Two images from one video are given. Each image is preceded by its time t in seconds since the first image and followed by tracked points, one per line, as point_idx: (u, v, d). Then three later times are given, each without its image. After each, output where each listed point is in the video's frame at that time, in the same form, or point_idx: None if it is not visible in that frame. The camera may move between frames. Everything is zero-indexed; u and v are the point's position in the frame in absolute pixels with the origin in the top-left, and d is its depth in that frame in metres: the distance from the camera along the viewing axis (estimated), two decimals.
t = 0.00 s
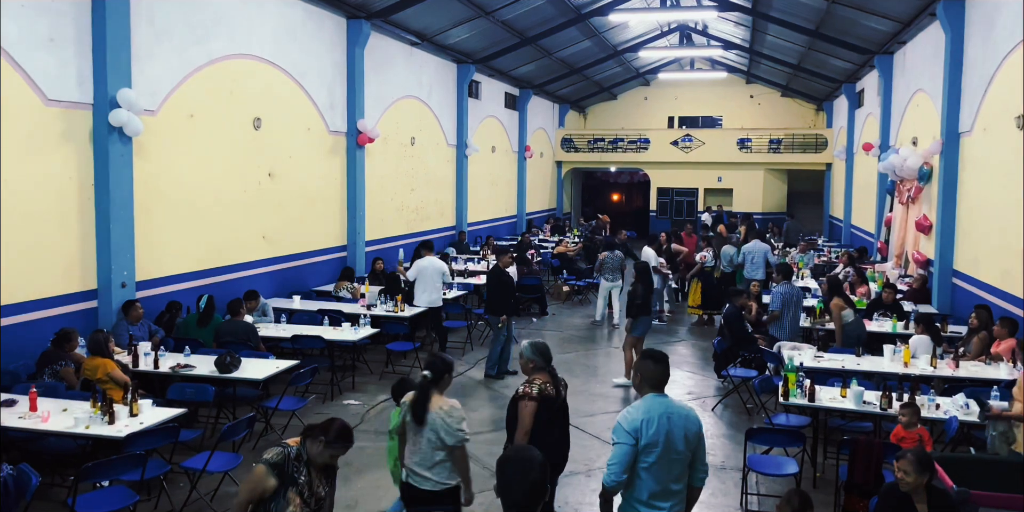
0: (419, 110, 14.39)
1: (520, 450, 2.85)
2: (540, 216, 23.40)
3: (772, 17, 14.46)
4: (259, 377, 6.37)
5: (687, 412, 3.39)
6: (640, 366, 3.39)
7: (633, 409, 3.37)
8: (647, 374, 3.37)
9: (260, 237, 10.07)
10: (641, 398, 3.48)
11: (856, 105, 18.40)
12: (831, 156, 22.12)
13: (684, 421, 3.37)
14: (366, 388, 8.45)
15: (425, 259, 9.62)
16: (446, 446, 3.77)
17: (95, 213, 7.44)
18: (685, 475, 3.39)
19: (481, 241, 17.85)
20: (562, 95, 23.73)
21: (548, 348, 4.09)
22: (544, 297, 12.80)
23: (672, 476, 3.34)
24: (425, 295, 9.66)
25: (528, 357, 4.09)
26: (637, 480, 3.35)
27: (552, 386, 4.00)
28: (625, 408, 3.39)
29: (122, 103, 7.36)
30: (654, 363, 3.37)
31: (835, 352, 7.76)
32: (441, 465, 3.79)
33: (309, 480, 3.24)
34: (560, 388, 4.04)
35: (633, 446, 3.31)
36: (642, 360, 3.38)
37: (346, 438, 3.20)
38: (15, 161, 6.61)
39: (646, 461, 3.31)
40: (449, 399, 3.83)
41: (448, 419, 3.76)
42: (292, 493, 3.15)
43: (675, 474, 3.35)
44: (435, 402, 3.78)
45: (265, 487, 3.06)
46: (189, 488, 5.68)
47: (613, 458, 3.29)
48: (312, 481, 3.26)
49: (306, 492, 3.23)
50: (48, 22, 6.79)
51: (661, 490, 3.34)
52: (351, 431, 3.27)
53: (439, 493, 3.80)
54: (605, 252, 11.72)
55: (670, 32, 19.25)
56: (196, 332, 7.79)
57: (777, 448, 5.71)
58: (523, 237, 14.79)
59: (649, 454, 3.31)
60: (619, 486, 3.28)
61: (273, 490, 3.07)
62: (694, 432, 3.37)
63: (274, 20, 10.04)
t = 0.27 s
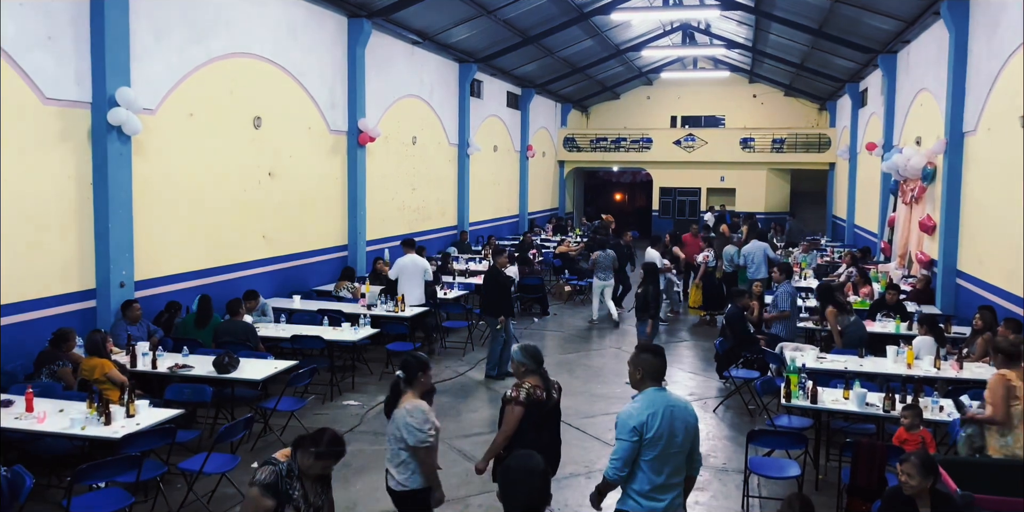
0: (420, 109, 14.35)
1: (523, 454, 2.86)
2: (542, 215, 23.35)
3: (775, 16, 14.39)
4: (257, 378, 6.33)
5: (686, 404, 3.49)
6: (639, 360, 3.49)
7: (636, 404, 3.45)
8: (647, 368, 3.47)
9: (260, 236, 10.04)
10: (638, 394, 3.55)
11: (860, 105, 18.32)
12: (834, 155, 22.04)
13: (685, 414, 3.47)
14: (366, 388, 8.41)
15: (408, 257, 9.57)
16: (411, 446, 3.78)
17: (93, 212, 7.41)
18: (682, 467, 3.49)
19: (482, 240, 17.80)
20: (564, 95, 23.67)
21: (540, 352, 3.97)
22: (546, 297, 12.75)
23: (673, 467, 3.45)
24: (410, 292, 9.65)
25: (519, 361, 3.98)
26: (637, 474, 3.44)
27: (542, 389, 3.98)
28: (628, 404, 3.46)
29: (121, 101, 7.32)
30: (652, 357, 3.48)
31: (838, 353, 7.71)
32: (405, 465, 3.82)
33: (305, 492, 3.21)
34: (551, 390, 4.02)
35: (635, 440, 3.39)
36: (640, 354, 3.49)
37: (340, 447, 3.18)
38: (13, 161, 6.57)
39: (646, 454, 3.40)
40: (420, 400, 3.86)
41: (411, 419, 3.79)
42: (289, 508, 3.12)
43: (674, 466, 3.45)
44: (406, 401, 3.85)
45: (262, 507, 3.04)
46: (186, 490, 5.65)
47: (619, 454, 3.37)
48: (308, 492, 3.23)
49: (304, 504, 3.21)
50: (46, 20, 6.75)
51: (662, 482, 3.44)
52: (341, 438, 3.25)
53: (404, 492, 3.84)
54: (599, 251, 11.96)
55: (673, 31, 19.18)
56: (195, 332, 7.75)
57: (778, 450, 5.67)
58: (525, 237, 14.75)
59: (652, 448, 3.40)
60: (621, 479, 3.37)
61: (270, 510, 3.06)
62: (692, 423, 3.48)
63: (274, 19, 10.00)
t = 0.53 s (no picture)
0: (422, 109, 14.33)
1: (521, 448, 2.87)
2: (545, 216, 23.31)
3: (778, 16, 14.36)
4: (257, 379, 6.30)
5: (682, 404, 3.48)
6: (632, 362, 3.49)
7: (635, 406, 3.42)
8: (641, 369, 3.46)
9: (261, 237, 10.02)
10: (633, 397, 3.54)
11: (863, 106, 18.26)
12: (837, 156, 21.98)
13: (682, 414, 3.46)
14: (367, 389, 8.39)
15: (400, 256, 9.64)
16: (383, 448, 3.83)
17: (94, 213, 7.39)
18: (680, 466, 3.48)
19: (484, 241, 17.77)
20: (567, 95, 23.64)
21: (536, 352, 3.99)
22: (547, 298, 12.71)
23: (672, 466, 3.44)
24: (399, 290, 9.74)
25: (517, 362, 4.00)
26: (639, 474, 3.41)
27: (541, 391, 3.96)
28: (626, 406, 3.44)
29: (121, 101, 7.31)
30: (645, 358, 3.49)
31: (841, 355, 7.67)
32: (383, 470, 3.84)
33: (316, 486, 3.15)
34: (549, 392, 4.01)
35: (636, 443, 3.36)
36: (632, 356, 3.49)
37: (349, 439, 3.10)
38: (12, 161, 6.56)
39: (648, 455, 3.38)
40: (400, 403, 3.89)
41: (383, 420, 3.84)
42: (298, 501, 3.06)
43: (673, 466, 3.43)
44: (387, 403, 3.89)
45: (272, 500, 3.01)
46: (186, 492, 5.62)
47: (621, 457, 3.34)
48: (319, 485, 3.17)
49: (314, 498, 3.14)
50: (46, 20, 6.74)
51: (663, 481, 3.42)
52: (352, 431, 3.16)
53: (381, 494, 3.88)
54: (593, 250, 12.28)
55: (675, 32, 19.15)
56: (196, 334, 7.73)
57: (782, 453, 5.63)
58: (526, 237, 14.71)
59: (652, 449, 3.37)
60: (624, 484, 3.33)
61: (280, 502, 3.02)
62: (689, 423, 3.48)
63: (276, 19, 9.98)
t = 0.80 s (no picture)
0: (425, 110, 14.31)
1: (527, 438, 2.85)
2: (548, 217, 23.28)
3: (781, 17, 14.32)
4: (260, 380, 6.29)
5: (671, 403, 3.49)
6: (620, 363, 3.50)
7: (625, 407, 3.41)
8: (630, 369, 3.48)
9: (264, 237, 10.01)
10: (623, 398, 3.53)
11: (867, 107, 18.20)
12: (841, 157, 21.90)
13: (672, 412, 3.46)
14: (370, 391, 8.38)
15: (397, 257, 9.73)
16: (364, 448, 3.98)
17: (97, 213, 7.39)
18: (673, 466, 3.47)
19: (487, 242, 17.75)
20: (570, 96, 23.62)
21: (537, 352, 4.07)
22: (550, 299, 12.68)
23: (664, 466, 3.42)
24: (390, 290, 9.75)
25: (522, 364, 4.05)
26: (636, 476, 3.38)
27: (545, 390, 3.96)
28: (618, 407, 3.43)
29: (124, 102, 7.30)
30: (633, 358, 3.51)
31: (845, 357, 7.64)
32: (365, 471, 3.96)
33: (329, 487, 3.19)
34: (551, 389, 4.02)
35: (632, 443, 3.34)
36: (621, 357, 3.51)
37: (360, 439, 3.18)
38: (15, 161, 6.55)
39: (642, 456, 3.36)
40: (382, 406, 4.03)
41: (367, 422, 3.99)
42: (312, 502, 3.08)
43: (665, 464, 3.42)
44: (371, 405, 4.04)
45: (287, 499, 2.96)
46: (189, 494, 5.60)
47: (615, 460, 3.32)
48: (332, 486, 3.21)
49: (327, 499, 3.17)
50: (49, 20, 6.74)
51: (656, 482, 3.40)
52: (362, 433, 3.24)
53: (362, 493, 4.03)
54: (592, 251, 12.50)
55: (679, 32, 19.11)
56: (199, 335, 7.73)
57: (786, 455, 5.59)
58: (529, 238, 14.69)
59: (644, 449, 3.36)
60: (627, 486, 3.30)
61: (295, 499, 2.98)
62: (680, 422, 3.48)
63: (279, 19, 9.97)
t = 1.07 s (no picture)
0: (429, 110, 14.32)
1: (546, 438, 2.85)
2: (551, 217, 23.27)
3: (786, 16, 14.29)
4: (263, 379, 6.30)
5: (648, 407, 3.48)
6: (600, 364, 3.50)
7: (603, 408, 3.39)
8: (609, 370, 3.48)
9: (268, 237, 10.03)
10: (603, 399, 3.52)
11: (872, 107, 18.15)
12: (845, 157, 21.84)
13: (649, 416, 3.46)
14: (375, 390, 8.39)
15: (387, 256, 9.62)
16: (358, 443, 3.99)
17: (101, 213, 7.40)
18: (646, 470, 3.46)
19: (491, 242, 17.75)
20: (574, 96, 23.61)
21: (533, 354, 4.08)
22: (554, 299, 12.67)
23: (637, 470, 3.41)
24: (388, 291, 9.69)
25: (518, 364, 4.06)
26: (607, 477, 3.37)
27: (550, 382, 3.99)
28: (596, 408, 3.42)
29: (128, 102, 7.32)
30: (613, 359, 3.51)
31: (849, 357, 7.62)
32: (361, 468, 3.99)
33: (319, 489, 3.09)
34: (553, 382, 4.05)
35: (608, 445, 3.33)
36: (601, 357, 3.50)
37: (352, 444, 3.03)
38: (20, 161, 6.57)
39: (616, 459, 3.35)
40: (371, 401, 4.02)
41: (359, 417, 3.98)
42: (298, 501, 3.02)
43: (639, 467, 3.42)
44: (361, 400, 4.03)
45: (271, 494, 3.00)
46: (192, 493, 5.61)
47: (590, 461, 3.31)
48: (321, 489, 3.10)
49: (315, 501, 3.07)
50: (54, 20, 6.75)
51: (629, 484, 3.39)
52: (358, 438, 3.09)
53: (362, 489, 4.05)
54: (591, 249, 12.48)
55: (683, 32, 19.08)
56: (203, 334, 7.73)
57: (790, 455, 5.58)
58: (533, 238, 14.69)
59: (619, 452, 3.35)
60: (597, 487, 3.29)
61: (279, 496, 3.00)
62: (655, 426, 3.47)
63: (283, 19, 9.98)
